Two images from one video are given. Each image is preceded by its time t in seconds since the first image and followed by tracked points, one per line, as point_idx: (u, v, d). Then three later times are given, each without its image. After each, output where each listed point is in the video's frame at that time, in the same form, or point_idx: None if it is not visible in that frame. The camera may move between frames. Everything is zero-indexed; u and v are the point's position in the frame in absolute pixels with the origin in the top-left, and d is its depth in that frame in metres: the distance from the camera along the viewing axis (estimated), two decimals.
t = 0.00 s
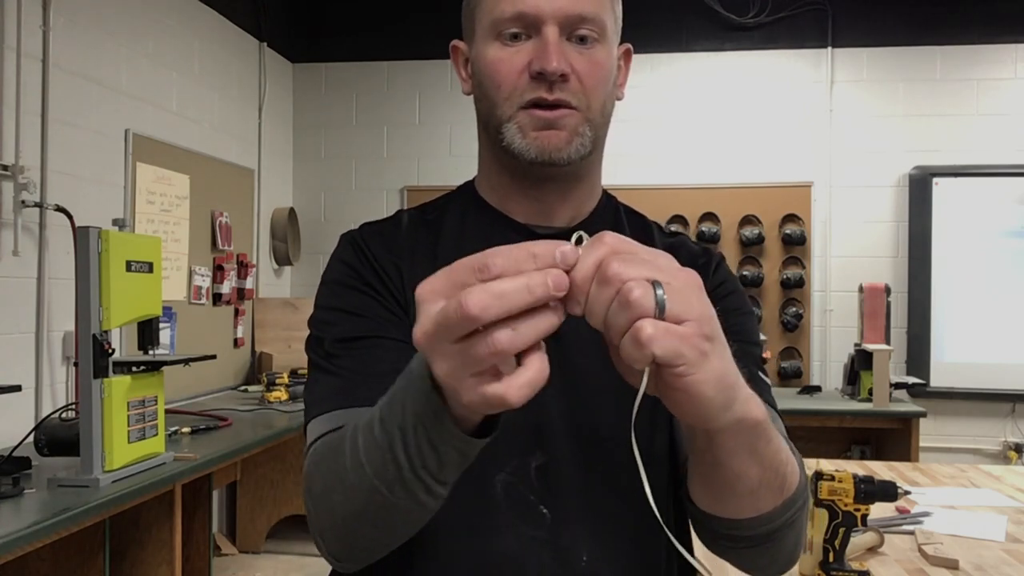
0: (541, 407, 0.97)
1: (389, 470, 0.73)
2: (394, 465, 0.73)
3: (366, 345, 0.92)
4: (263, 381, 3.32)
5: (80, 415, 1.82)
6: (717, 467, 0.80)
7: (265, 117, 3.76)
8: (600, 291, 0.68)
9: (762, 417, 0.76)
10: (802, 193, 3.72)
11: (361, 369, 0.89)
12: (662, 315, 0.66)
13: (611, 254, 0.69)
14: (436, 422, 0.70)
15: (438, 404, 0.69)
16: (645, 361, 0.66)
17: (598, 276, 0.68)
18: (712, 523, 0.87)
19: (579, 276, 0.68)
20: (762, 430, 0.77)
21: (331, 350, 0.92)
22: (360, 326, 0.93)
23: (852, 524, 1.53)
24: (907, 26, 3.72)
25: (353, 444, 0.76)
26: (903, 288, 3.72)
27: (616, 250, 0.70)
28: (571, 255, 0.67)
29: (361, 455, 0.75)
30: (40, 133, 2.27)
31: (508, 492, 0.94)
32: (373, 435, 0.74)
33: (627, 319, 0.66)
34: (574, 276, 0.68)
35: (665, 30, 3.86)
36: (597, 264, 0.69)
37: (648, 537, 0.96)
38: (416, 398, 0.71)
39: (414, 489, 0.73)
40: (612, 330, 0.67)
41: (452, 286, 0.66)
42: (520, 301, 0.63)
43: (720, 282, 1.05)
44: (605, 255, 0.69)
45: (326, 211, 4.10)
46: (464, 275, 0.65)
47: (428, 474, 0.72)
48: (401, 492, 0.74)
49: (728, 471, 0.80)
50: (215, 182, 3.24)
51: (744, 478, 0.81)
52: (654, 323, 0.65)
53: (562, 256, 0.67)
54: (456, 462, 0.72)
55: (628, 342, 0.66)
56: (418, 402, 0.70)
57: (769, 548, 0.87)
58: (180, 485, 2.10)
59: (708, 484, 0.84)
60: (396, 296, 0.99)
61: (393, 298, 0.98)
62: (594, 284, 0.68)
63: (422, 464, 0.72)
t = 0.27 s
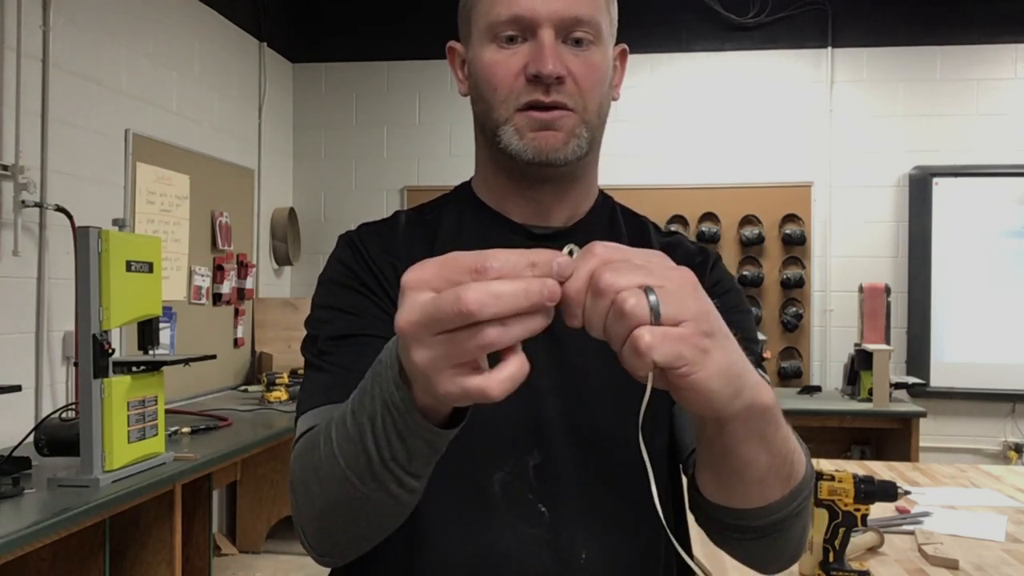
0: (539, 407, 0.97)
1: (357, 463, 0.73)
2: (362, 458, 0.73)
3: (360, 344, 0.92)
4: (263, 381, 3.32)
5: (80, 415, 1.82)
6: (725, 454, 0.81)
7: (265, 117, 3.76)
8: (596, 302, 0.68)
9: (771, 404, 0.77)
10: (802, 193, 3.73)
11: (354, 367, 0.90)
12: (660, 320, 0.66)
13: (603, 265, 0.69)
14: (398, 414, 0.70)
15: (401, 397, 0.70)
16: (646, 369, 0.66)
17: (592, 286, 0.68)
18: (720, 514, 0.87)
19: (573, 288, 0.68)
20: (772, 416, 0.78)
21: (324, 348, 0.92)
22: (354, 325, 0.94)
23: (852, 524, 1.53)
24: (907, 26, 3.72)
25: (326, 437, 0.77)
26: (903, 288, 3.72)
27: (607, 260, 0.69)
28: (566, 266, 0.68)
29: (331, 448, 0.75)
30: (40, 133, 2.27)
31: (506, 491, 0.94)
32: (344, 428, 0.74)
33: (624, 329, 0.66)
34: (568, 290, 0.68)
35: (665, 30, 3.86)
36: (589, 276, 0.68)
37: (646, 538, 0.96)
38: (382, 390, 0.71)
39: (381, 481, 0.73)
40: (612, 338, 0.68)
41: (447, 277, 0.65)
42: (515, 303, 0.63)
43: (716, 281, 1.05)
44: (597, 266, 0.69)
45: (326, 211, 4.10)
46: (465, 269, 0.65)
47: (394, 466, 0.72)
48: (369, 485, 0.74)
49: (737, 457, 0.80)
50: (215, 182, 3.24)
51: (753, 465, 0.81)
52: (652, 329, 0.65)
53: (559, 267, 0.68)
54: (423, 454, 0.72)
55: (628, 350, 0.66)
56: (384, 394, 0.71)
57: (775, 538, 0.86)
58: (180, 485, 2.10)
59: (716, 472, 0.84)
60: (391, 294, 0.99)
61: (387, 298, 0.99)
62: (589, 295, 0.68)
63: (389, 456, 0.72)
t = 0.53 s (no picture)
0: (536, 406, 0.97)
1: (368, 474, 0.73)
2: (373, 469, 0.73)
3: (356, 346, 0.92)
4: (263, 381, 3.32)
5: (80, 415, 1.82)
6: (714, 451, 0.81)
7: (265, 117, 3.76)
8: (585, 306, 0.68)
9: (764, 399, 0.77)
10: (802, 193, 3.73)
11: (351, 369, 0.90)
12: (649, 321, 0.66)
13: (590, 269, 0.69)
14: (412, 428, 0.70)
15: (415, 411, 0.70)
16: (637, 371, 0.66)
17: (581, 291, 0.68)
18: (712, 511, 0.87)
19: (562, 293, 0.68)
20: (764, 413, 0.77)
21: (321, 351, 0.92)
22: (351, 327, 0.94)
23: (852, 524, 1.53)
24: (906, 27, 3.72)
25: (336, 446, 0.77)
26: (903, 288, 3.72)
27: (595, 264, 0.69)
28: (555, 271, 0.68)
29: (341, 457, 0.75)
30: (41, 133, 2.27)
31: (505, 491, 0.94)
32: (356, 438, 0.74)
33: (614, 332, 0.66)
34: (557, 294, 0.68)
35: (665, 30, 3.86)
36: (578, 280, 0.68)
37: (644, 537, 0.96)
38: (396, 402, 0.71)
39: (390, 495, 0.73)
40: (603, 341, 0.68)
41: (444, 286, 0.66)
42: (509, 305, 0.63)
43: (712, 279, 1.05)
44: (584, 271, 0.69)
45: (326, 211, 4.10)
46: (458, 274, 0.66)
47: (405, 480, 0.72)
48: (378, 496, 0.74)
49: (728, 455, 0.80)
50: (215, 182, 3.24)
51: (744, 462, 0.81)
52: (642, 332, 0.65)
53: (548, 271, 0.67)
54: (433, 468, 0.72)
55: (618, 353, 0.66)
56: (398, 405, 0.71)
57: (768, 535, 0.86)
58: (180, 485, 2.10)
59: (707, 468, 0.84)
60: (388, 296, 0.99)
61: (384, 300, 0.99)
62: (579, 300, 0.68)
63: (399, 469, 0.72)
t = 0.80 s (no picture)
0: (533, 406, 0.97)
1: (376, 479, 0.74)
2: (381, 474, 0.74)
3: (354, 348, 0.92)
4: (263, 381, 3.32)
5: (80, 415, 1.82)
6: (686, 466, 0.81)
7: (265, 117, 3.76)
8: (567, 315, 0.66)
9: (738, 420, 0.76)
10: (803, 193, 3.73)
11: (348, 372, 0.90)
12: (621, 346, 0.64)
13: (584, 278, 0.66)
14: (422, 434, 0.71)
15: (426, 418, 0.71)
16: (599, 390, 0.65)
17: (566, 301, 0.66)
18: (687, 520, 0.88)
19: (551, 299, 0.67)
20: (740, 434, 0.76)
21: (319, 353, 0.92)
22: (348, 329, 0.94)
23: (852, 524, 1.53)
24: (907, 27, 3.72)
25: (344, 451, 0.78)
26: (903, 288, 3.72)
27: (591, 273, 0.67)
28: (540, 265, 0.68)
29: (350, 461, 0.76)
30: (41, 133, 2.27)
31: (504, 490, 0.94)
32: (365, 444, 0.75)
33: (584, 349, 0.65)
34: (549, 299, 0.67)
35: (665, 30, 3.86)
36: (567, 286, 0.66)
37: (643, 535, 0.96)
38: (407, 408, 0.72)
39: (397, 501, 0.74)
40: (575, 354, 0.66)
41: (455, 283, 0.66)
42: (513, 301, 0.63)
43: (708, 280, 1.05)
44: (577, 278, 0.66)
45: (326, 211, 4.10)
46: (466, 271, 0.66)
47: (413, 486, 0.73)
48: (385, 502, 0.74)
49: (700, 471, 0.80)
50: (215, 182, 3.24)
51: (717, 478, 0.81)
52: (607, 355, 0.64)
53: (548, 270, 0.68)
54: (440, 476, 0.73)
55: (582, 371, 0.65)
56: (409, 411, 0.72)
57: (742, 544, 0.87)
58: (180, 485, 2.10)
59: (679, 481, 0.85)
60: (385, 298, 0.99)
61: (382, 301, 0.99)
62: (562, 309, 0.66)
63: (407, 476, 0.73)
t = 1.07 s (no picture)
0: (531, 405, 0.97)
1: (368, 464, 0.74)
2: (373, 459, 0.74)
3: (351, 348, 0.92)
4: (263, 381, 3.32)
5: (80, 415, 1.82)
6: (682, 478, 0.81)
7: (265, 117, 3.76)
8: (575, 315, 0.67)
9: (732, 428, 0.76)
10: (803, 193, 3.73)
11: (346, 372, 0.90)
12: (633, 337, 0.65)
13: (586, 278, 0.68)
14: (411, 415, 0.71)
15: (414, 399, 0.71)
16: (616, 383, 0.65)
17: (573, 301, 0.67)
18: (686, 527, 0.88)
19: (556, 300, 0.68)
20: (733, 442, 0.77)
21: (316, 353, 0.92)
22: (345, 329, 0.94)
23: (852, 524, 1.53)
24: (906, 27, 3.72)
25: (336, 441, 0.78)
26: (903, 288, 3.72)
27: (592, 274, 0.69)
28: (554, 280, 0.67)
29: (341, 448, 0.76)
30: (40, 133, 2.27)
31: (502, 490, 0.94)
32: (356, 429, 0.75)
33: (599, 343, 0.66)
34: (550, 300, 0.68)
35: (665, 30, 3.86)
36: (572, 287, 0.68)
37: (642, 533, 0.96)
38: (396, 389, 0.72)
39: (389, 486, 0.74)
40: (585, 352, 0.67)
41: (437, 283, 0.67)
42: (496, 311, 0.64)
43: (707, 280, 1.05)
44: (580, 279, 0.68)
45: (326, 211, 4.10)
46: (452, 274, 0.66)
47: (404, 469, 0.73)
48: (377, 488, 0.74)
49: (699, 479, 0.80)
50: (215, 182, 3.24)
51: (716, 485, 0.81)
52: (626, 346, 0.65)
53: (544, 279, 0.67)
54: (432, 458, 0.73)
55: (600, 365, 0.65)
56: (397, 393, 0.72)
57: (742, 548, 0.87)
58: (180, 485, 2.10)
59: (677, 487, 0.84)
60: (382, 298, 0.99)
61: (379, 302, 0.99)
62: (570, 308, 0.67)
63: (398, 458, 0.73)
